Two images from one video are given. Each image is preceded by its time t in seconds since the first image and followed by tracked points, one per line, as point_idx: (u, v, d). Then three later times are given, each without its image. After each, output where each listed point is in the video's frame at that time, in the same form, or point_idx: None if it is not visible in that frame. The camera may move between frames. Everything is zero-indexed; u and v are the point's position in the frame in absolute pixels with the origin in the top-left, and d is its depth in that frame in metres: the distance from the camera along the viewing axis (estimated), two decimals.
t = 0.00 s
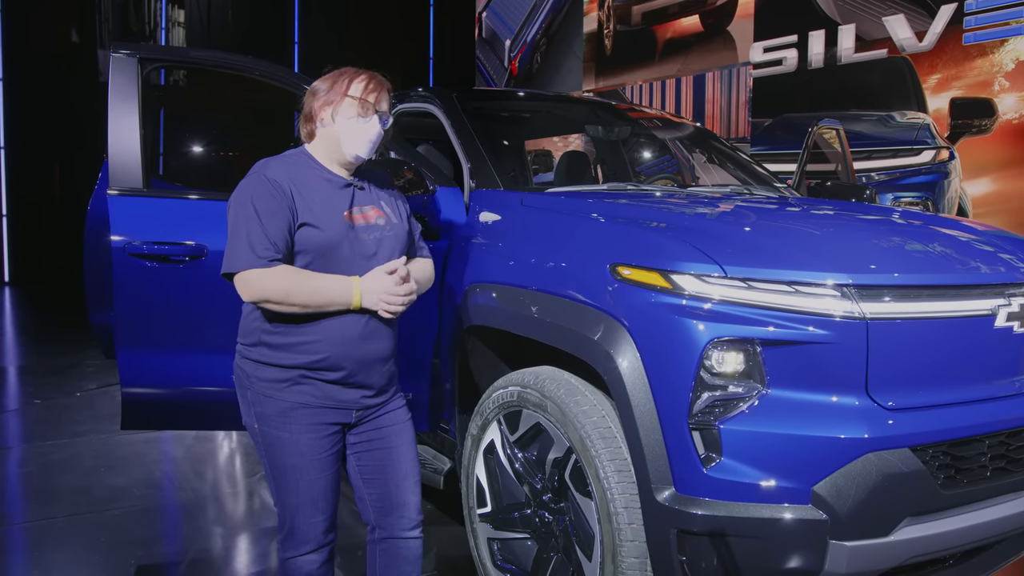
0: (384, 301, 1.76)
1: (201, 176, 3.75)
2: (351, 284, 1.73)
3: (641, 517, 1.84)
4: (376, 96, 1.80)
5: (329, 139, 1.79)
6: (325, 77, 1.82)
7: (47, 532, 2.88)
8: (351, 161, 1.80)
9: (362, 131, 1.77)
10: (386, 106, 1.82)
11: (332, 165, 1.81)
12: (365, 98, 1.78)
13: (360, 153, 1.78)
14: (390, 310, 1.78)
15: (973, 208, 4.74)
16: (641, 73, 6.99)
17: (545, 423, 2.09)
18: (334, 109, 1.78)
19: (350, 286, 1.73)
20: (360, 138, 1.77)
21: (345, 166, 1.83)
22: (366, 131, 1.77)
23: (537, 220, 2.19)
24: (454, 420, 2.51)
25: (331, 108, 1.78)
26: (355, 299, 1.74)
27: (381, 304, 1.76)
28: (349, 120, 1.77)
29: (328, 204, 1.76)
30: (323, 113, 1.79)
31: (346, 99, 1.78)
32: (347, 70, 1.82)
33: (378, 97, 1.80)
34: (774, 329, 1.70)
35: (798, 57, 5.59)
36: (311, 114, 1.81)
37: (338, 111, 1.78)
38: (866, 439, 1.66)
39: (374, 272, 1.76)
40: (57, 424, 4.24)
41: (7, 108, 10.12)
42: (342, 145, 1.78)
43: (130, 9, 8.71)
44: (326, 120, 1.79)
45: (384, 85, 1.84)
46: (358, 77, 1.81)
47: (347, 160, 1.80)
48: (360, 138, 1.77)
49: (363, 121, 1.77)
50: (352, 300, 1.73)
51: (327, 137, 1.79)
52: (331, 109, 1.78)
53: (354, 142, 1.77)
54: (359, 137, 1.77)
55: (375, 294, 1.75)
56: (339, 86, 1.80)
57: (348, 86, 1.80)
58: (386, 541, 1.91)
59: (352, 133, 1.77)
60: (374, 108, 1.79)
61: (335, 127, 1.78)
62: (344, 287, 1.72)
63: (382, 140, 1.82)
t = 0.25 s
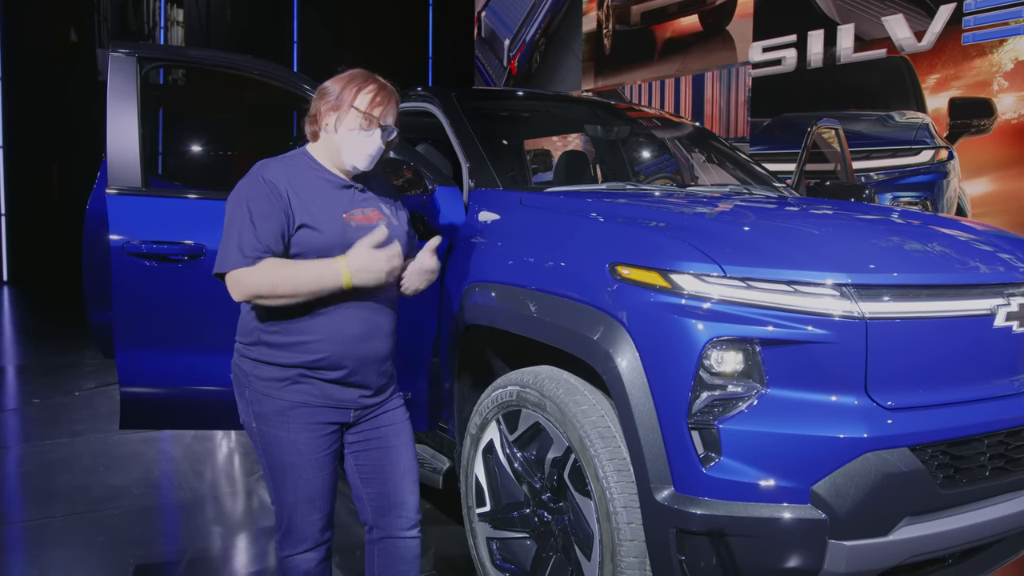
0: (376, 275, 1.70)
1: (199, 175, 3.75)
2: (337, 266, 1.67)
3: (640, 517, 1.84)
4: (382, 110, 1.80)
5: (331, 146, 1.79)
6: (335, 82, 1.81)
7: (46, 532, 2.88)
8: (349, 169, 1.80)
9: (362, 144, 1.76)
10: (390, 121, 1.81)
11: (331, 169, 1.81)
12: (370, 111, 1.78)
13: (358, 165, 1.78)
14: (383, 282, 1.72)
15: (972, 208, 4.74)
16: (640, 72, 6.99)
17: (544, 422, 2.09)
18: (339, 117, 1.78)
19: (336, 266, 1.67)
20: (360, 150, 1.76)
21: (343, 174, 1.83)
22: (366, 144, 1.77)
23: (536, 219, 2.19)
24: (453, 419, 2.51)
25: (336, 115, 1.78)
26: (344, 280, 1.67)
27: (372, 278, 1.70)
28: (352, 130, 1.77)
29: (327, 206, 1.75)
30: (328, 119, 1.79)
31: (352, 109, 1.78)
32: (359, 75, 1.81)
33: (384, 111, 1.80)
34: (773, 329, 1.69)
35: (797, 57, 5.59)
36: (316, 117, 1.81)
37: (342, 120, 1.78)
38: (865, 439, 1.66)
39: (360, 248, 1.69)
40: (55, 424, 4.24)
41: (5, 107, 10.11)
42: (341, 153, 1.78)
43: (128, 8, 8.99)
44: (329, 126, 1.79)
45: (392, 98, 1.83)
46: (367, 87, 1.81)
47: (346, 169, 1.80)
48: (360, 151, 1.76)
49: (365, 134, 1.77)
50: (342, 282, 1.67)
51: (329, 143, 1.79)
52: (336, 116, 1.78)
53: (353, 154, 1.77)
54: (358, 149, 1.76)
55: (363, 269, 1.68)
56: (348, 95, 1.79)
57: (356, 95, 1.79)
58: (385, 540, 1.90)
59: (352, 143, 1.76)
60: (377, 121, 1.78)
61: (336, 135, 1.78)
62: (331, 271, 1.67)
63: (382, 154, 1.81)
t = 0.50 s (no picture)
0: (322, 314, 1.58)
1: (196, 174, 3.74)
2: (289, 293, 1.60)
3: (639, 514, 1.84)
4: (391, 114, 1.79)
5: (338, 147, 1.79)
6: (346, 81, 1.79)
7: (44, 531, 2.87)
8: (355, 172, 1.80)
9: (370, 149, 1.77)
10: (399, 125, 1.81)
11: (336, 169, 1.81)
12: (380, 116, 1.77)
13: (364, 169, 1.78)
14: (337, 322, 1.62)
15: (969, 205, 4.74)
16: (638, 70, 6.99)
17: (542, 420, 2.09)
18: (348, 120, 1.77)
19: (288, 296, 1.60)
20: (367, 155, 1.77)
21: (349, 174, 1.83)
22: (373, 150, 1.77)
23: (534, 217, 2.19)
24: (451, 417, 2.51)
25: (345, 117, 1.77)
26: (292, 309, 1.59)
27: (319, 316, 1.58)
28: (360, 135, 1.76)
29: (329, 207, 1.74)
30: (337, 121, 1.78)
31: (362, 112, 1.77)
32: (370, 76, 1.80)
33: (393, 115, 1.79)
34: (771, 326, 1.69)
35: (794, 54, 5.59)
36: (325, 116, 1.80)
37: (351, 123, 1.77)
38: (863, 436, 1.66)
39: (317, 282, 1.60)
40: (54, 423, 4.23)
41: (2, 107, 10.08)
42: (348, 156, 1.78)
43: (126, 8, 8.73)
44: (338, 128, 1.78)
45: (402, 101, 1.82)
46: (377, 90, 1.79)
47: (352, 171, 1.80)
48: (367, 156, 1.77)
49: (373, 139, 1.77)
50: (290, 312, 1.59)
51: (336, 144, 1.79)
52: (345, 119, 1.77)
53: (361, 159, 1.77)
54: (365, 154, 1.77)
55: (309, 302, 1.58)
56: (358, 97, 1.78)
57: (366, 98, 1.78)
58: (383, 537, 1.90)
59: (359, 148, 1.77)
60: (386, 126, 1.78)
61: (345, 137, 1.78)
62: (283, 295, 1.60)
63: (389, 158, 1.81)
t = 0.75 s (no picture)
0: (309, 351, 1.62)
1: (194, 173, 3.75)
2: (284, 319, 1.63)
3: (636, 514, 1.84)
4: (400, 116, 1.77)
5: (347, 149, 1.77)
6: (355, 82, 1.78)
7: (41, 530, 2.87)
8: (362, 174, 1.79)
9: (379, 151, 1.75)
10: (408, 127, 1.80)
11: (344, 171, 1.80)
12: (389, 118, 1.76)
13: (372, 171, 1.77)
14: (316, 361, 1.67)
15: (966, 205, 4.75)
16: (635, 69, 6.99)
17: (540, 419, 2.09)
18: (356, 121, 1.76)
19: (280, 322, 1.63)
20: (375, 157, 1.76)
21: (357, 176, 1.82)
22: (382, 152, 1.76)
23: (532, 216, 2.19)
24: (448, 416, 2.51)
25: (354, 119, 1.76)
26: (281, 335, 1.63)
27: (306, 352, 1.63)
28: (369, 137, 1.75)
29: (333, 212, 1.73)
30: (345, 122, 1.77)
31: (370, 114, 1.76)
32: (378, 76, 1.78)
33: (402, 117, 1.78)
34: (769, 326, 1.70)
35: (792, 54, 5.59)
36: (333, 118, 1.79)
37: (359, 124, 1.76)
38: (861, 436, 1.66)
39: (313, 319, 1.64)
40: (51, 422, 4.23)
41: None
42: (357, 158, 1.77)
43: (122, 6, 8.65)
44: (346, 129, 1.77)
45: (411, 103, 1.81)
46: (386, 91, 1.78)
47: (359, 172, 1.79)
48: (375, 158, 1.76)
49: (382, 141, 1.76)
50: (279, 337, 1.63)
51: (344, 146, 1.77)
52: (353, 120, 1.76)
53: (369, 160, 1.76)
54: (374, 156, 1.75)
55: (301, 335, 1.62)
56: (367, 98, 1.76)
57: (375, 100, 1.77)
58: (380, 535, 1.90)
59: (368, 150, 1.75)
60: (395, 129, 1.76)
61: (353, 139, 1.76)
62: (276, 318, 1.64)
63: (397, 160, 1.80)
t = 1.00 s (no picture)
0: (334, 337, 1.63)
1: (192, 173, 3.75)
2: (303, 312, 1.63)
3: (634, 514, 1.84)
4: (393, 113, 1.78)
5: (341, 148, 1.78)
6: (348, 81, 1.78)
7: (39, 531, 2.86)
8: (357, 172, 1.79)
9: (373, 149, 1.76)
10: (402, 124, 1.80)
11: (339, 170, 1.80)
12: (382, 115, 1.76)
13: (367, 169, 1.77)
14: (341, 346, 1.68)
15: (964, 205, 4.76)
16: (633, 69, 6.99)
17: (538, 420, 2.09)
18: (349, 119, 1.76)
19: (301, 314, 1.63)
20: (370, 155, 1.76)
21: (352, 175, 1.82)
22: (376, 149, 1.76)
23: (530, 216, 2.19)
24: (447, 416, 2.51)
25: (347, 117, 1.76)
26: (304, 328, 1.63)
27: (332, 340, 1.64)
28: (363, 135, 1.76)
29: (330, 214, 1.73)
30: (338, 121, 1.77)
31: (364, 112, 1.76)
32: (371, 74, 1.79)
33: (396, 113, 1.78)
34: (767, 325, 1.70)
35: (790, 54, 5.60)
36: (326, 117, 1.79)
37: (353, 122, 1.76)
38: (858, 436, 1.66)
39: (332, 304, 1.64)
40: (48, 423, 4.22)
41: None
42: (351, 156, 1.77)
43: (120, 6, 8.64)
44: (340, 128, 1.77)
45: (404, 99, 1.81)
46: (379, 88, 1.78)
47: (354, 171, 1.79)
48: (370, 156, 1.76)
49: (375, 138, 1.76)
50: (301, 329, 1.63)
51: (338, 145, 1.78)
52: (347, 118, 1.76)
53: (363, 158, 1.76)
54: (368, 154, 1.76)
55: (323, 324, 1.62)
56: (360, 96, 1.77)
57: (368, 97, 1.77)
58: (378, 536, 1.90)
59: (362, 148, 1.76)
60: (389, 126, 1.77)
61: (347, 137, 1.77)
62: (296, 312, 1.64)
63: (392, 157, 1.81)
